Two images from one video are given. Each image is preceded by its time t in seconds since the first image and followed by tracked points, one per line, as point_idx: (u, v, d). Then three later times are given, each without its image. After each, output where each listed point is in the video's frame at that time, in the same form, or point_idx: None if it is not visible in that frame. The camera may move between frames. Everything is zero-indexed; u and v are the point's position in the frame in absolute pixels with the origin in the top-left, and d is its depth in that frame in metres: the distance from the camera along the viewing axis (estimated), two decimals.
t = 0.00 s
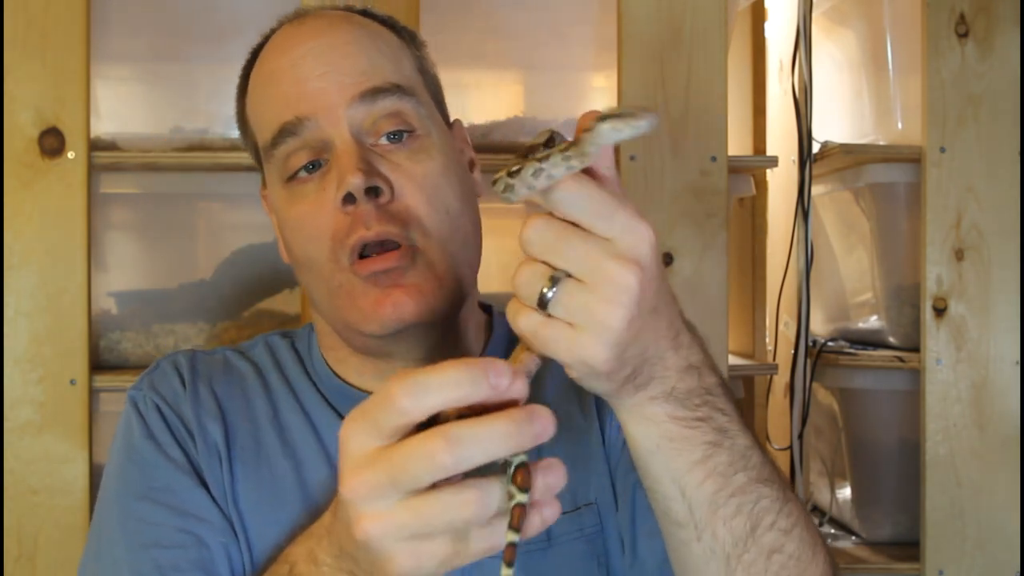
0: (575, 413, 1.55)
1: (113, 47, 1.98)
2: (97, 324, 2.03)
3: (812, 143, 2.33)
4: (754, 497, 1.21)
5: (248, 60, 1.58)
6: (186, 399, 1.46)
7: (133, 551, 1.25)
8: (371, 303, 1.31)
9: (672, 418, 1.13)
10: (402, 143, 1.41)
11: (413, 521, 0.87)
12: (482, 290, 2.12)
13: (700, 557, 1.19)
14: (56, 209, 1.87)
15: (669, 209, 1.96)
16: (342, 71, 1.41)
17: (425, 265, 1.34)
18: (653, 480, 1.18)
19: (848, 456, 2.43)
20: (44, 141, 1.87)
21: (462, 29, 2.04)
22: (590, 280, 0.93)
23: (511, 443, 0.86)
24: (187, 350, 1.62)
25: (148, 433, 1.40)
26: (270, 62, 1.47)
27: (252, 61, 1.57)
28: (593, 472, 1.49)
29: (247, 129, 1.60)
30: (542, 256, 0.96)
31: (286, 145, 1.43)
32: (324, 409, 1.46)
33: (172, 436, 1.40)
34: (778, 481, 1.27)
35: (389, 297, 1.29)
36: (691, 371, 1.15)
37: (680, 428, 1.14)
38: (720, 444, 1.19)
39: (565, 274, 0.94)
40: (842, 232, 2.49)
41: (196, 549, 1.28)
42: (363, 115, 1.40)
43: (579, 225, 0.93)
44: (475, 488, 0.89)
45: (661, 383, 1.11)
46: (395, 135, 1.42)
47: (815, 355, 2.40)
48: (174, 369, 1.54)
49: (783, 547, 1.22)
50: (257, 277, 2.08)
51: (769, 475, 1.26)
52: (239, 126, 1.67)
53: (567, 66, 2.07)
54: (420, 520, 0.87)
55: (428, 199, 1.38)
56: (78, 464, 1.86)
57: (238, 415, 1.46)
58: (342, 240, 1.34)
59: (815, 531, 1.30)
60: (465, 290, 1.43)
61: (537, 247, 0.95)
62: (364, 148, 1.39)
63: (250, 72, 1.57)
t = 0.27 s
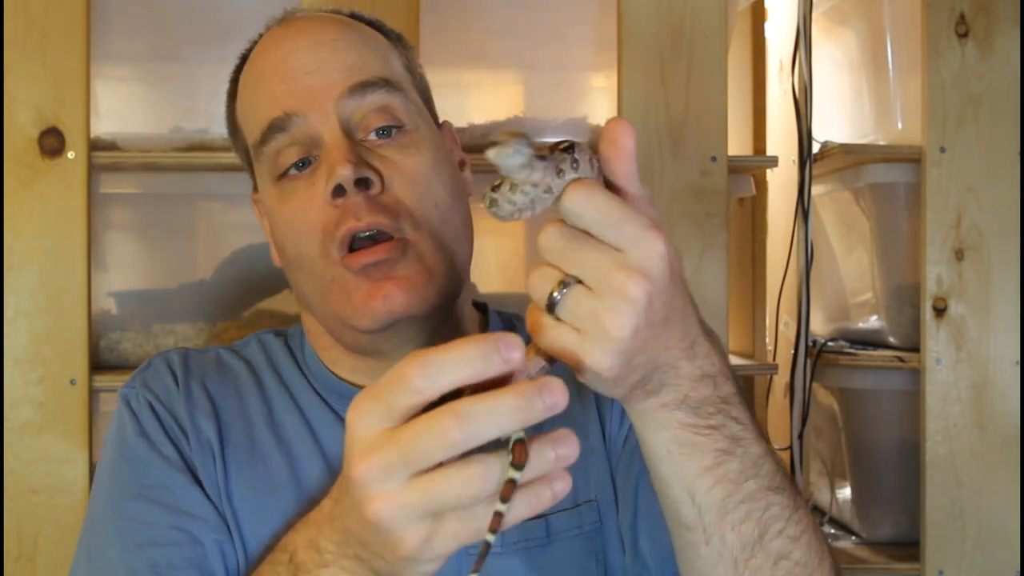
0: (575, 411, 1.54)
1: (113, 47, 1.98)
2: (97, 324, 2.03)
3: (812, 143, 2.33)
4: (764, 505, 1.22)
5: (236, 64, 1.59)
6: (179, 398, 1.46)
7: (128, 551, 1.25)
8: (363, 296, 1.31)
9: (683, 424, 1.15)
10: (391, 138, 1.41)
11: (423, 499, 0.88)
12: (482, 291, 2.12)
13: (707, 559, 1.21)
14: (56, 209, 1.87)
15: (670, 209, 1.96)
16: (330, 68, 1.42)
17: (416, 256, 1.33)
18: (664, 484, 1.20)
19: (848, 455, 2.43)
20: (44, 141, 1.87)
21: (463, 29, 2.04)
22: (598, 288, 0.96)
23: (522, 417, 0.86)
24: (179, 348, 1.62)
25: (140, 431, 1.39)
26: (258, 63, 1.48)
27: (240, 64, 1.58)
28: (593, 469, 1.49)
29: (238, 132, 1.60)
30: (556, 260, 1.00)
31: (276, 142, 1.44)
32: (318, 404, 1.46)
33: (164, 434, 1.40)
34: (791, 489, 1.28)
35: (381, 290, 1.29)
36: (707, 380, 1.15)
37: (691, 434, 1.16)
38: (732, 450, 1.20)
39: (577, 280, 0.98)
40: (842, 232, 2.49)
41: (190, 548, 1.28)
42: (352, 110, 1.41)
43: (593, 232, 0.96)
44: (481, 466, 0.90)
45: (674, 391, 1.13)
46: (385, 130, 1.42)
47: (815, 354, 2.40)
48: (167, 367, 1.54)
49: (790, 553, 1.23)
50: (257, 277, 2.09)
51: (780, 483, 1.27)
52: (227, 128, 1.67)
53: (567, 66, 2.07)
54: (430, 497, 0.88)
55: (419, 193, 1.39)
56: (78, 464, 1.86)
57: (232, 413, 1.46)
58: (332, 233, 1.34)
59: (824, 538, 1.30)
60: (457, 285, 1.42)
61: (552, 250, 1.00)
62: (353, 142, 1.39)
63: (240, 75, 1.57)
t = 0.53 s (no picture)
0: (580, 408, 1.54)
1: (113, 47, 1.98)
2: (96, 324, 2.03)
3: (812, 143, 2.33)
4: (777, 512, 1.24)
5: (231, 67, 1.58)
6: (179, 394, 1.46)
7: (129, 546, 1.24)
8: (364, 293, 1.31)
9: (701, 431, 1.17)
10: (390, 136, 1.42)
11: (445, 489, 0.88)
12: (482, 291, 2.12)
13: (718, 564, 1.22)
14: (57, 209, 1.87)
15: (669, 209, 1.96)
16: (327, 68, 1.42)
17: (415, 252, 1.33)
18: (678, 488, 1.21)
19: (848, 455, 2.43)
20: (44, 141, 1.87)
21: (462, 29, 2.04)
22: (623, 294, 0.96)
23: (540, 397, 0.88)
24: (178, 345, 1.62)
25: (140, 427, 1.39)
26: (254, 64, 1.48)
27: (236, 65, 1.58)
28: (597, 466, 1.49)
29: (233, 133, 1.60)
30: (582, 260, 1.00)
31: (274, 141, 1.43)
32: (317, 399, 1.47)
33: (165, 429, 1.40)
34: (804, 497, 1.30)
35: (381, 287, 1.29)
36: (726, 388, 1.17)
37: (707, 441, 1.18)
38: (749, 458, 1.22)
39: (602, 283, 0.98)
40: (842, 232, 2.49)
41: (191, 542, 1.28)
42: (350, 108, 1.41)
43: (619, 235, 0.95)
44: (504, 450, 0.89)
45: (694, 397, 1.14)
46: (383, 129, 1.43)
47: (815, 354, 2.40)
48: (166, 363, 1.53)
49: (800, 561, 1.24)
50: (257, 277, 2.09)
51: (794, 491, 1.28)
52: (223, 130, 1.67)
53: (567, 67, 2.07)
54: (453, 486, 0.88)
55: (418, 191, 1.39)
56: (78, 464, 1.86)
57: (232, 409, 1.46)
58: (332, 231, 1.34)
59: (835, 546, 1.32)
60: (457, 282, 1.43)
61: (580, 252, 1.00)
62: (352, 141, 1.40)
63: (235, 76, 1.57)
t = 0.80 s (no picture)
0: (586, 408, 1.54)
1: (113, 47, 1.98)
2: (97, 324, 2.03)
3: (812, 143, 2.33)
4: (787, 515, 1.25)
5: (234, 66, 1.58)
6: (183, 392, 1.46)
7: (133, 543, 1.23)
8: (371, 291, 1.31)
9: (712, 433, 1.18)
10: (396, 135, 1.43)
11: (477, 475, 0.88)
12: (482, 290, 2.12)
13: (727, 565, 1.23)
14: (57, 209, 1.87)
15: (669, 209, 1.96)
16: (333, 67, 1.42)
17: (423, 248, 1.33)
18: (688, 490, 1.22)
19: (848, 455, 2.43)
20: (44, 141, 1.87)
21: (463, 29, 2.04)
22: (634, 297, 0.97)
23: (571, 381, 0.89)
24: (181, 344, 1.62)
25: (146, 426, 1.38)
26: (258, 63, 1.48)
27: (239, 65, 1.58)
28: (602, 466, 1.49)
29: (235, 133, 1.60)
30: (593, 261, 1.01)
31: (280, 140, 1.43)
32: (321, 400, 1.47)
33: (170, 428, 1.39)
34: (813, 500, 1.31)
35: (389, 281, 1.30)
36: (739, 392, 1.18)
37: (718, 444, 1.19)
38: (759, 461, 1.23)
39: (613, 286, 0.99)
40: (842, 232, 2.49)
41: (199, 539, 1.27)
42: (357, 107, 1.41)
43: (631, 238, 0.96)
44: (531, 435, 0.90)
45: (706, 400, 1.16)
46: (388, 128, 1.43)
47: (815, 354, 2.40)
48: (169, 361, 1.53)
49: (807, 563, 1.26)
50: (257, 277, 2.09)
51: (804, 494, 1.29)
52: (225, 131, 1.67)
53: (567, 67, 2.07)
54: (484, 472, 0.88)
55: (424, 190, 1.40)
56: (78, 464, 1.86)
57: (237, 408, 1.46)
58: (339, 229, 1.34)
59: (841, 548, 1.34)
60: (462, 280, 1.44)
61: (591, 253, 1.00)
62: (359, 140, 1.40)
63: (238, 76, 1.57)
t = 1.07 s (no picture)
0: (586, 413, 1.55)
1: (113, 47, 1.98)
2: (97, 324, 2.03)
3: (812, 143, 2.33)
4: (786, 526, 1.25)
5: (237, 63, 1.58)
6: (187, 387, 1.45)
7: (141, 532, 1.21)
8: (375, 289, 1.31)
9: (711, 444, 1.19)
10: (401, 134, 1.43)
11: (514, 443, 0.90)
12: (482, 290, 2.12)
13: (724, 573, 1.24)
14: (57, 209, 1.87)
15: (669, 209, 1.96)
16: (339, 65, 1.42)
17: (428, 248, 1.34)
18: (688, 499, 1.23)
19: (848, 455, 2.43)
20: (44, 141, 1.87)
21: (463, 29, 2.04)
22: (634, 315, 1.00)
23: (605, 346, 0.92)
24: (183, 341, 1.61)
25: (151, 418, 1.37)
26: (263, 60, 1.48)
27: (242, 63, 1.58)
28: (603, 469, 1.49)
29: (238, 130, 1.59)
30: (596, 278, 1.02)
31: (285, 137, 1.43)
32: (324, 399, 1.47)
33: (176, 420, 1.38)
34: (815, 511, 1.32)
35: (394, 278, 1.29)
36: (740, 406, 1.18)
37: (718, 454, 1.20)
38: (760, 473, 1.23)
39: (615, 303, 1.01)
40: (842, 232, 2.49)
41: (207, 530, 1.26)
42: (364, 106, 1.41)
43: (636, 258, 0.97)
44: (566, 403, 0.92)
45: (705, 413, 1.16)
46: (394, 127, 1.43)
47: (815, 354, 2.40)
48: (173, 357, 1.53)
49: (807, 575, 1.26)
50: (257, 277, 2.09)
51: (805, 506, 1.29)
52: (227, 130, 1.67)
53: (567, 67, 2.07)
54: (521, 440, 0.90)
55: (430, 189, 1.40)
56: (78, 464, 1.86)
57: (242, 404, 1.46)
58: (345, 226, 1.34)
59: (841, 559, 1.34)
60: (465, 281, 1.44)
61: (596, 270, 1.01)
62: (365, 138, 1.40)
63: (241, 73, 1.57)
